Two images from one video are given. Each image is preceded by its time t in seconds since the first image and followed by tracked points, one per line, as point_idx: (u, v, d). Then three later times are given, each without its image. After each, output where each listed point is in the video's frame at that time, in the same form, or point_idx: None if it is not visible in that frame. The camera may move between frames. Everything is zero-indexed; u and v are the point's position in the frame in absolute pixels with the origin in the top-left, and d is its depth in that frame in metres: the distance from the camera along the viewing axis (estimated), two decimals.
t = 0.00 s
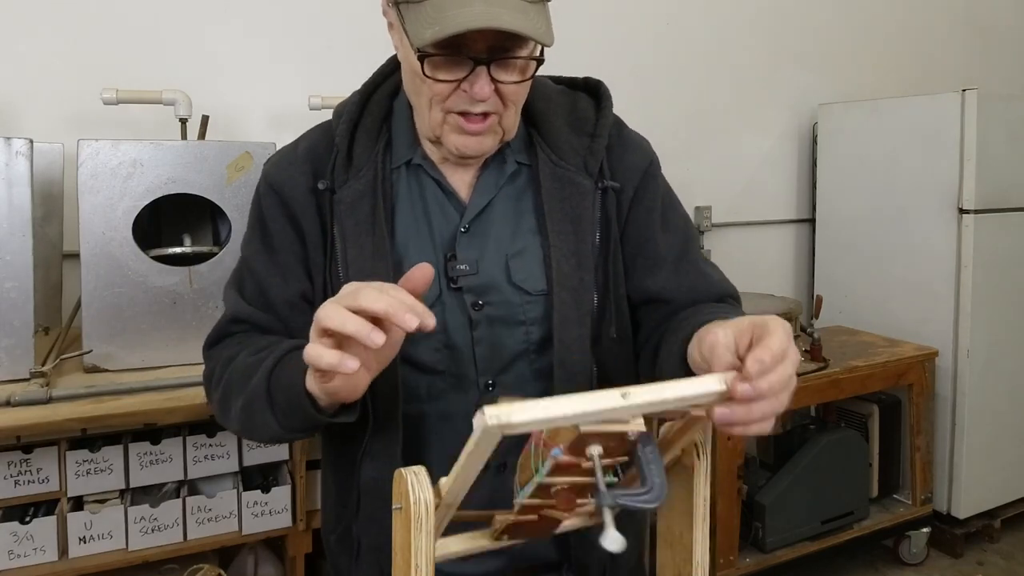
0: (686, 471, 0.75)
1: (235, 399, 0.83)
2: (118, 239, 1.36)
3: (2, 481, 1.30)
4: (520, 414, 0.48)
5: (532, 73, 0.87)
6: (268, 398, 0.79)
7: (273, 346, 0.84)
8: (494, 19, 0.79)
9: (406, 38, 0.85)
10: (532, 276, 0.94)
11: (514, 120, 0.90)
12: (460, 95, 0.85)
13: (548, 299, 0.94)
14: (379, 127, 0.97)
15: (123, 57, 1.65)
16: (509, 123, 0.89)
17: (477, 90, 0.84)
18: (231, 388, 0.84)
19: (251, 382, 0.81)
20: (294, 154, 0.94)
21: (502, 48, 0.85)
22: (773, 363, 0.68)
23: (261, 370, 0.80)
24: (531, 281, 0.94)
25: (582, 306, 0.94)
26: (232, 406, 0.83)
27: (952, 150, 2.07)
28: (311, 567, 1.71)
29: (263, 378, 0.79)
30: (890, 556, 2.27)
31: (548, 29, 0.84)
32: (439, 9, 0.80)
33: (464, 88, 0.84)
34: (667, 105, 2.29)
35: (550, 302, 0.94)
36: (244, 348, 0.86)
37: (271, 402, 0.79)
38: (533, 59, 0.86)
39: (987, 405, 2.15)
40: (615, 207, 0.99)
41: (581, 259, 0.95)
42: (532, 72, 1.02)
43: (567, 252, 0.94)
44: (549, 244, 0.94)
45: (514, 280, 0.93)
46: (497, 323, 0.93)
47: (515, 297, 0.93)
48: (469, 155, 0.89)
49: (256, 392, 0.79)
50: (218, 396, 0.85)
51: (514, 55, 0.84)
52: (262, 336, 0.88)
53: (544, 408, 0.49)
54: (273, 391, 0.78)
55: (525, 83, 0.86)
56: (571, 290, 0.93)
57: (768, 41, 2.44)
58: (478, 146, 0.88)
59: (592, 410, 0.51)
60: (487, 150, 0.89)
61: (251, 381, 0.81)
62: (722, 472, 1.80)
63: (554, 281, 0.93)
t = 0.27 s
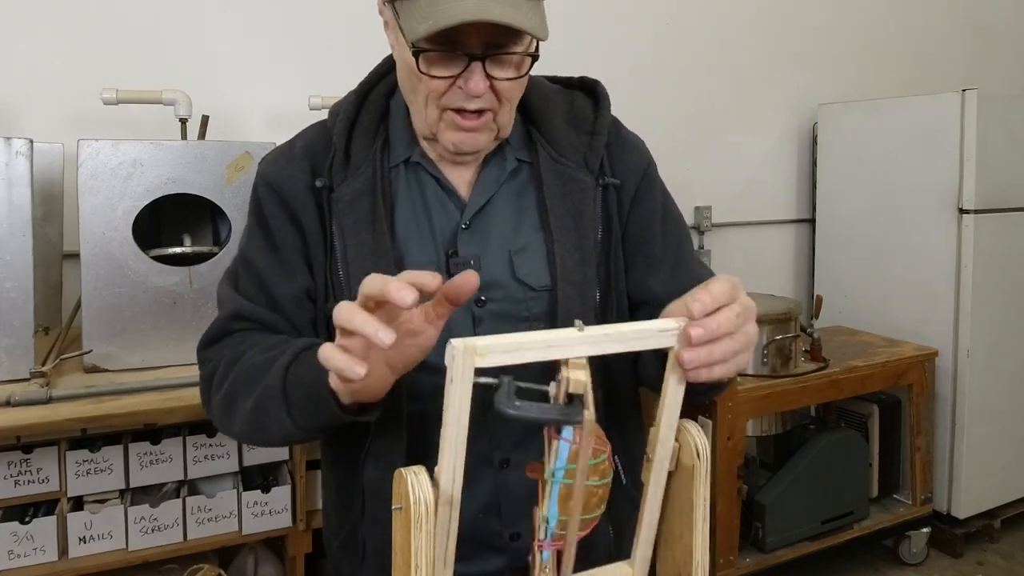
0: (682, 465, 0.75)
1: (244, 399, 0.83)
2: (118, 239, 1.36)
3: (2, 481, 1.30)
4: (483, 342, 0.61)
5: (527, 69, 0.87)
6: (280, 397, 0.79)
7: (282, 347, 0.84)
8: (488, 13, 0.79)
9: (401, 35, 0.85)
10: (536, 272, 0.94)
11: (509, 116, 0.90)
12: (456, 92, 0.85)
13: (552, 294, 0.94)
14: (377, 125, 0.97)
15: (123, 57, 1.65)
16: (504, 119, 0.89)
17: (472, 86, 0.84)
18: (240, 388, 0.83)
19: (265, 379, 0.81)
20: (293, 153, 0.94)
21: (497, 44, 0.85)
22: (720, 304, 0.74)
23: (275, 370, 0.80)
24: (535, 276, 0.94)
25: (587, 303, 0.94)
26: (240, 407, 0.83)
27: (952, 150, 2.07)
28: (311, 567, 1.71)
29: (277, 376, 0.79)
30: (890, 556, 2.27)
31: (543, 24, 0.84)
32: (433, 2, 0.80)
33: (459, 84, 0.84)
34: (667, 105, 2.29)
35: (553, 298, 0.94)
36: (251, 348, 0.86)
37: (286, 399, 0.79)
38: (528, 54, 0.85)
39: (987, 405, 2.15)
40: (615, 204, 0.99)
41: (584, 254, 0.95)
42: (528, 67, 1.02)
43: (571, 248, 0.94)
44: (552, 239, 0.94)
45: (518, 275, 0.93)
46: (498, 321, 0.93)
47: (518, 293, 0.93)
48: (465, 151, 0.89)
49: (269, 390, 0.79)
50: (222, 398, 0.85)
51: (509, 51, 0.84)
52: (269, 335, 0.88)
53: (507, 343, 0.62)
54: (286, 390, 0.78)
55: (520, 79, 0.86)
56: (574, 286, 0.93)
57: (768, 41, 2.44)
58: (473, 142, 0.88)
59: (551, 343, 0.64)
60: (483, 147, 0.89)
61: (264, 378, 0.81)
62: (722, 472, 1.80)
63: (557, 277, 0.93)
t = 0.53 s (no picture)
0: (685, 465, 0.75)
1: (234, 405, 0.83)
2: (117, 240, 1.36)
3: (2, 481, 1.30)
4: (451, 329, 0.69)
5: (527, 70, 0.87)
6: (266, 403, 0.78)
7: (270, 351, 0.83)
8: (489, 14, 0.79)
9: (401, 35, 0.84)
10: (540, 272, 0.94)
11: (508, 117, 0.90)
12: (455, 92, 0.85)
13: (557, 294, 0.94)
14: (376, 127, 0.97)
15: (123, 57, 1.65)
16: (504, 120, 0.89)
17: (473, 87, 0.84)
18: (230, 394, 0.83)
19: (249, 387, 0.80)
20: (291, 154, 0.94)
21: (498, 45, 0.85)
22: (672, 283, 0.76)
23: (258, 378, 0.80)
24: (540, 276, 0.94)
25: (590, 303, 0.94)
26: (231, 413, 0.83)
27: (952, 150, 2.07)
28: (311, 568, 1.71)
29: (261, 382, 0.79)
30: (890, 556, 2.27)
31: (544, 26, 0.84)
32: (435, 3, 0.80)
33: (459, 85, 0.84)
34: (668, 105, 2.29)
35: (559, 299, 0.94)
36: (240, 355, 0.86)
37: (270, 405, 0.79)
38: (529, 55, 0.85)
39: (987, 405, 2.15)
40: (616, 206, 0.99)
41: (588, 255, 0.95)
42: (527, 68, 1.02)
43: (574, 249, 0.94)
44: (555, 240, 0.95)
45: (524, 276, 0.93)
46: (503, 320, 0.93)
47: (523, 294, 0.93)
48: (463, 150, 0.89)
49: (252, 399, 0.79)
50: (216, 405, 0.85)
51: (509, 52, 0.84)
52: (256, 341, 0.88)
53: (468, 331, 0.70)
54: (271, 396, 0.78)
55: (520, 80, 0.86)
56: (578, 287, 0.93)
57: (768, 41, 2.44)
58: (472, 142, 0.88)
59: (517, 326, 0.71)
60: (481, 146, 0.89)
61: (250, 383, 0.81)
62: (722, 472, 1.80)
63: (562, 277, 0.93)
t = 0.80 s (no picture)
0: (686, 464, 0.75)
1: (225, 373, 0.83)
2: (118, 239, 1.36)
3: (2, 481, 1.30)
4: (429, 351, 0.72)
5: (526, 73, 0.87)
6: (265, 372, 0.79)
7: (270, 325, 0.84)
8: (492, 18, 0.79)
9: (401, 36, 0.84)
10: (541, 273, 0.94)
11: (506, 117, 0.90)
12: (454, 94, 0.85)
13: (558, 294, 0.95)
14: (376, 126, 0.97)
15: (123, 57, 1.65)
16: (502, 120, 0.89)
17: (471, 89, 0.84)
18: (223, 361, 0.83)
19: (245, 357, 0.81)
20: (291, 150, 0.93)
21: (496, 48, 0.85)
22: (636, 295, 0.79)
23: (257, 348, 0.80)
24: (542, 276, 0.94)
25: (591, 303, 0.94)
26: (221, 381, 0.83)
27: (952, 150, 2.07)
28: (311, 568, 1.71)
29: (262, 351, 0.79)
30: (890, 556, 2.27)
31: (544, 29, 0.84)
32: (436, 5, 0.80)
33: (458, 86, 0.84)
34: (668, 105, 2.29)
35: (559, 299, 0.94)
36: (237, 328, 0.86)
37: (268, 373, 0.79)
38: (527, 58, 0.86)
39: (987, 405, 2.15)
40: (617, 207, 0.99)
41: (588, 256, 0.95)
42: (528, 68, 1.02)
43: (575, 250, 0.95)
44: (556, 242, 0.95)
45: (525, 276, 0.93)
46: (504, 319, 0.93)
47: (524, 294, 0.93)
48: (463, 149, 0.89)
49: (251, 364, 0.79)
50: (203, 374, 0.85)
51: (508, 55, 0.85)
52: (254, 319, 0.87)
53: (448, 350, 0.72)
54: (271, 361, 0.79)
55: (519, 82, 0.87)
56: (579, 287, 0.93)
57: (768, 41, 2.44)
58: (472, 140, 0.88)
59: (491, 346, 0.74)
60: (480, 145, 0.89)
61: (245, 353, 0.81)
62: (722, 471, 1.80)
63: (563, 277, 0.93)
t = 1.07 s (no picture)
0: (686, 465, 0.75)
1: (224, 386, 0.83)
2: (118, 239, 1.36)
3: (2, 481, 1.30)
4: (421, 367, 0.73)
5: (531, 75, 0.87)
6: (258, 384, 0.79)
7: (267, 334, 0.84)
8: (501, 20, 0.79)
9: (407, 36, 0.84)
10: (542, 272, 0.94)
11: (509, 119, 0.91)
12: (459, 95, 0.85)
13: (558, 295, 0.95)
14: (377, 127, 0.97)
15: (122, 57, 1.65)
16: (506, 122, 0.89)
17: (477, 90, 0.84)
18: (221, 374, 0.83)
19: (240, 369, 0.81)
20: (291, 152, 0.93)
21: (503, 49, 0.85)
22: (624, 308, 0.79)
23: (252, 357, 0.80)
24: (543, 277, 0.94)
25: (590, 305, 0.95)
26: (219, 394, 0.83)
27: (952, 149, 2.07)
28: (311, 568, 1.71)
29: (255, 363, 0.79)
30: (890, 556, 2.27)
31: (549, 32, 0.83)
32: (444, 7, 0.80)
33: (464, 88, 0.84)
34: (668, 105, 2.29)
35: (559, 299, 0.95)
36: (236, 337, 0.86)
37: (263, 385, 0.79)
38: (533, 60, 0.86)
39: (987, 405, 2.15)
40: (617, 209, 1.00)
41: (588, 258, 0.96)
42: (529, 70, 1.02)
43: (575, 251, 0.95)
44: (557, 243, 0.95)
45: (526, 275, 0.93)
46: (505, 319, 0.93)
47: (525, 294, 0.93)
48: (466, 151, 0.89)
49: (245, 376, 0.79)
50: (204, 388, 0.85)
51: (515, 56, 0.85)
52: (254, 328, 0.88)
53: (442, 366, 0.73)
54: (264, 374, 0.79)
55: (524, 84, 0.87)
56: (579, 288, 0.94)
57: (769, 41, 2.44)
58: (476, 142, 0.88)
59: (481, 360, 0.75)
60: (483, 147, 0.89)
61: (240, 366, 0.81)
62: (722, 472, 1.80)
63: (564, 277, 0.93)
